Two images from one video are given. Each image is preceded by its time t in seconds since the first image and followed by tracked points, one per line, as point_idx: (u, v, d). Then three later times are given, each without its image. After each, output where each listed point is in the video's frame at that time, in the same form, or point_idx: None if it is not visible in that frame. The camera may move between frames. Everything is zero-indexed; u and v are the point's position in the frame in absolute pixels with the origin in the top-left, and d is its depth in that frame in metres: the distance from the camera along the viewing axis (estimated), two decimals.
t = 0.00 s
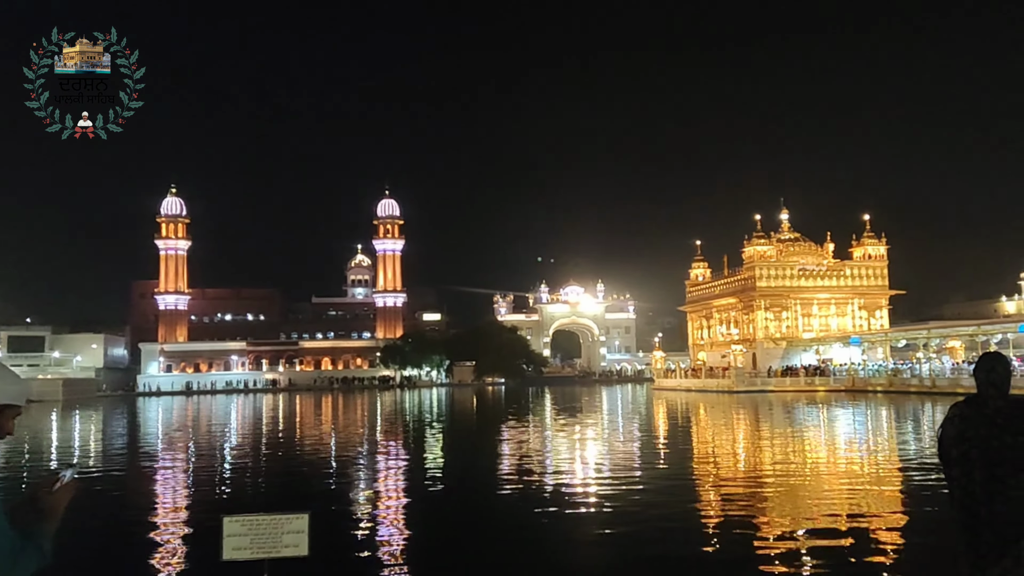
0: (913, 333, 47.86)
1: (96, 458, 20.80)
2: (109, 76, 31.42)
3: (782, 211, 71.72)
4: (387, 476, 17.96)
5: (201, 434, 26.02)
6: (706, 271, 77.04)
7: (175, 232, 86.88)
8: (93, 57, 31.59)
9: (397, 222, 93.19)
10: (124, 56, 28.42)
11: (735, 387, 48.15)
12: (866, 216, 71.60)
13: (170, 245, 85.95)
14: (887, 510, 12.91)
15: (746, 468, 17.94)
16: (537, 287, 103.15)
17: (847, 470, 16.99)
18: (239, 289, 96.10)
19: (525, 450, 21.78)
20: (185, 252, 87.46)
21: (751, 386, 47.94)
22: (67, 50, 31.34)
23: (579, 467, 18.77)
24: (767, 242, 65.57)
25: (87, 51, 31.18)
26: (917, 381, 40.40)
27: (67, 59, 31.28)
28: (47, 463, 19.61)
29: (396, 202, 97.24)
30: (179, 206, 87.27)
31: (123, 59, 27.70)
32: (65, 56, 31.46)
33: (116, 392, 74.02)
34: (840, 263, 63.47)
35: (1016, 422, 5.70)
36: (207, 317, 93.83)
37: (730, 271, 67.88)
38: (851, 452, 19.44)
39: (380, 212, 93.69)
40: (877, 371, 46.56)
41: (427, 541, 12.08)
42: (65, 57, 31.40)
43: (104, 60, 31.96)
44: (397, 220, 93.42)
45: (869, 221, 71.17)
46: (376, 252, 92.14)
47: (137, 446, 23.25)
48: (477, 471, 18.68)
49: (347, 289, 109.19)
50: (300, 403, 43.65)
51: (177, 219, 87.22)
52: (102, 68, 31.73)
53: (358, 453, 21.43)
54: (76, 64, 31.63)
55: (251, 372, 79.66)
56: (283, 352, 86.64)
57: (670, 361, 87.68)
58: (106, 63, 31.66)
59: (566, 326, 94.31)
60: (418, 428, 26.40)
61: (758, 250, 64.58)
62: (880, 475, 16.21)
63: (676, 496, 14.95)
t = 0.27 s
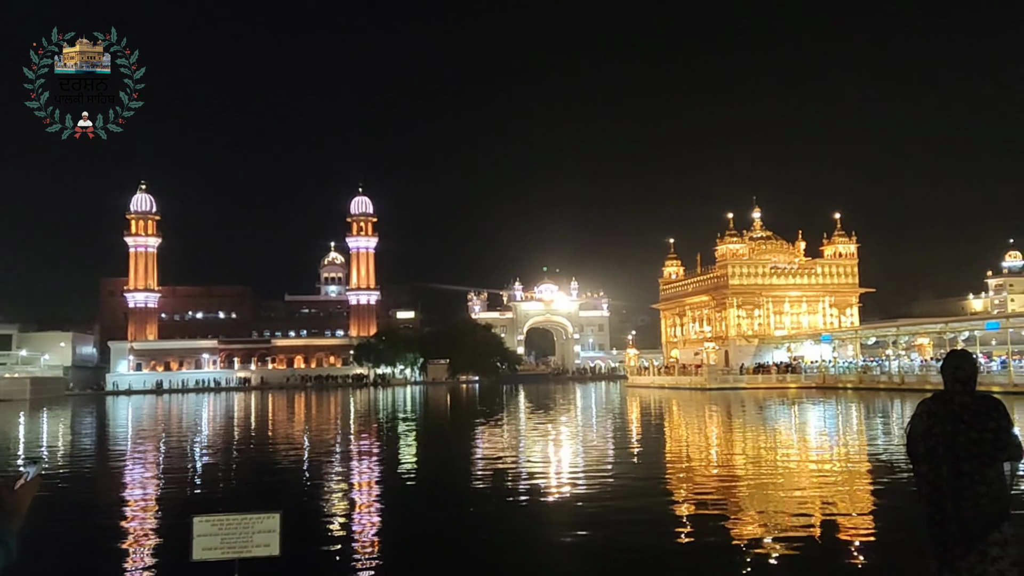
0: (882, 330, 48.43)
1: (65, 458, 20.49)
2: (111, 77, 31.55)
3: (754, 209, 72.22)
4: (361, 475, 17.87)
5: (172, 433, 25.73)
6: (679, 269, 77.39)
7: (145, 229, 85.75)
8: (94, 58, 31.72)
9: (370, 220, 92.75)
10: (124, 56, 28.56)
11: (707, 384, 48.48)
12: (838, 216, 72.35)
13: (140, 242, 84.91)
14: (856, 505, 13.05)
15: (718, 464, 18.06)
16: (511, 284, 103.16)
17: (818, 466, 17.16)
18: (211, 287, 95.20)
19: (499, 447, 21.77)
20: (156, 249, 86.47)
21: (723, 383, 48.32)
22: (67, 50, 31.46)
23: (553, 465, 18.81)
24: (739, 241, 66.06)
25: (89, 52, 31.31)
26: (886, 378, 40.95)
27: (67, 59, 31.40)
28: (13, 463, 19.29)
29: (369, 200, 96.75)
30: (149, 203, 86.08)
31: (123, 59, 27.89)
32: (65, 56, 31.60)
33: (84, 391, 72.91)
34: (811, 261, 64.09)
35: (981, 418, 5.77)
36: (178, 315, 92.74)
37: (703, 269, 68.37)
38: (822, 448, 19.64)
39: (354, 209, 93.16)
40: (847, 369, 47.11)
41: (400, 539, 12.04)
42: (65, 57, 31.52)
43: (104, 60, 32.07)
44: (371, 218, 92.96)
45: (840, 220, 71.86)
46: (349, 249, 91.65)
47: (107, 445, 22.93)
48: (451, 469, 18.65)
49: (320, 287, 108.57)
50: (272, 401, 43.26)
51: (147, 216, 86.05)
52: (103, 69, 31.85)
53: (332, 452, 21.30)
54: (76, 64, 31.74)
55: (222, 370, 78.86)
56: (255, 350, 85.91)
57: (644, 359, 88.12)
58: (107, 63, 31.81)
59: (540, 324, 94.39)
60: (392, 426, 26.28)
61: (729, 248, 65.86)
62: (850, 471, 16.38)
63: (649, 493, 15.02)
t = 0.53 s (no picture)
0: (855, 328, 48.92)
1: (34, 459, 20.21)
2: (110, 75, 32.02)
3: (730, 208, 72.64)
4: (337, 474, 17.77)
5: (146, 433, 25.46)
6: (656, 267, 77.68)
7: (117, 226, 84.47)
8: (94, 57, 32.24)
9: (347, 218, 92.16)
10: (126, 53, 28.90)
11: (683, 381, 48.76)
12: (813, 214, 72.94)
13: (112, 240, 83.82)
14: (830, 502, 13.15)
15: (694, 461, 18.17)
16: (488, 282, 103.12)
17: (793, 463, 17.31)
18: (185, 285, 94.28)
19: (476, 446, 21.74)
20: (129, 248, 85.43)
21: (700, 381, 48.57)
22: (67, 50, 31.83)
23: (530, 463, 18.80)
24: (715, 239, 66.58)
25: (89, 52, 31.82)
26: (859, 375, 41.43)
27: (66, 58, 31.92)
28: None
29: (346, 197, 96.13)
30: (122, 200, 84.85)
31: (122, 57, 28.21)
32: (65, 56, 32.09)
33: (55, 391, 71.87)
34: (786, 260, 64.63)
35: (952, 415, 5.83)
36: (151, 313, 91.77)
37: (679, 267, 68.65)
38: (797, 446, 19.79)
39: (330, 207, 92.52)
40: (821, 367, 47.57)
41: (377, 539, 11.98)
42: (65, 56, 32.00)
43: (104, 59, 32.39)
44: (347, 216, 92.36)
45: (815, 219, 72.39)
46: (326, 247, 91.08)
47: (78, 446, 22.63)
48: (429, 468, 18.58)
49: (296, 285, 107.89)
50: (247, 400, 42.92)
51: (120, 214, 84.80)
52: (102, 68, 32.36)
53: (307, 452, 21.17)
54: (76, 64, 32.21)
55: (196, 369, 78.13)
56: (230, 349, 85.46)
57: (621, 357, 88.43)
58: (105, 62, 32.31)
59: (517, 322, 94.44)
60: (369, 425, 26.14)
61: (706, 246, 66.04)
62: (825, 468, 16.52)
63: (626, 491, 15.05)
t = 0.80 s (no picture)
0: (832, 327, 49.32)
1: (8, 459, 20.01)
2: (108, 75, 32.44)
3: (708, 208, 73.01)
4: (315, 475, 17.68)
5: (122, 434, 25.27)
6: (635, 267, 77.91)
7: (92, 225, 83.56)
8: (94, 57, 32.73)
9: (325, 217, 91.66)
10: (132, 58, 29.59)
11: (662, 380, 48.94)
12: (790, 214, 73.41)
13: (87, 239, 82.88)
14: (807, 500, 13.27)
15: (673, 460, 18.26)
16: (468, 282, 103.02)
17: (771, 461, 17.44)
18: (161, 285, 93.38)
19: (455, 445, 21.70)
20: (104, 247, 84.52)
21: (678, 380, 48.82)
22: (71, 50, 32.36)
23: (510, 462, 18.84)
24: (694, 239, 66.75)
25: (88, 52, 32.31)
26: (836, 374, 41.80)
27: (68, 59, 32.45)
28: None
29: (324, 196, 95.59)
30: (97, 199, 83.96)
31: (128, 59, 29.14)
32: (64, 57, 32.60)
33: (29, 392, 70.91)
34: (764, 259, 65.06)
35: (925, 414, 5.89)
36: (127, 313, 90.83)
37: (658, 266, 68.89)
38: (774, 444, 19.93)
39: (308, 206, 92.01)
40: (798, 365, 47.93)
41: (355, 540, 11.92)
42: (65, 57, 32.54)
43: (105, 60, 32.77)
44: (326, 215, 91.88)
45: (792, 218, 72.77)
46: (304, 247, 90.57)
47: (53, 446, 22.43)
48: (408, 468, 18.53)
49: (274, 285, 107.28)
50: (224, 401, 42.60)
51: (95, 212, 83.85)
52: (102, 68, 32.86)
53: (286, 452, 21.10)
54: (77, 65, 32.66)
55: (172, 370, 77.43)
56: (207, 349, 84.85)
57: (600, 356, 88.64)
58: (105, 63, 32.76)
59: (496, 322, 94.41)
60: (347, 425, 26.06)
61: (684, 246, 66.44)
62: (802, 466, 16.63)
63: (605, 490, 15.08)
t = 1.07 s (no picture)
0: (811, 327, 49.65)
1: None
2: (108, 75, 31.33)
3: (689, 208, 73.30)
4: (295, 476, 17.59)
5: (98, 435, 25.12)
6: (615, 267, 78.11)
7: (69, 225, 82.71)
8: (94, 57, 31.55)
9: (305, 217, 91.22)
10: (131, 56, 28.52)
11: (643, 380, 49.14)
12: (768, 214, 73.89)
13: (63, 239, 82.04)
14: (785, 499, 13.39)
15: (653, 459, 18.38)
16: (449, 282, 102.86)
17: (750, 461, 17.59)
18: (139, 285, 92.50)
19: (435, 446, 21.69)
20: (81, 247, 83.72)
21: (659, 379, 49.04)
22: (68, 50, 31.28)
23: (490, 462, 18.88)
24: (674, 239, 66.91)
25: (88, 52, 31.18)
26: (814, 373, 42.15)
27: (67, 59, 31.38)
28: None
29: (304, 196, 95.08)
30: (74, 198, 83.11)
31: (127, 58, 28.13)
32: (65, 56, 31.57)
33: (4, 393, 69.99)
34: (744, 260, 65.43)
35: (899, 413, 5.94)
36: (104, 314, 89.98)
37: (639, 267, 69.08)
38: (753, 444, 20.06)
39: (288, 206, 91.52)
40: (777, 365, 48.26)
41: (335, 541, 11.87)
42: (65, 57, 31.51)
43: (105, 59, 31.71)
44: (305, 215, 91.42)
45: (771, 219, 73.21)
46: (283, 247, 90.07)
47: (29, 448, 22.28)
48: (389, 469, 18.49)
49: (253, 285, 106.72)
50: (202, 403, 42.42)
51: (71, 212, 82.99)
52: (102, 68, 31.71)
53: (265, 452, 21.05)
54: (76, 64, 31.64)
55: (150, 371, 76.80)
56: (185, 350, 84.30)
57: (581, 356, 88.85)
58: (105, 62, 31.64)
59: (477, 322, 94.37)
60: (327, 426, 26.03)
61: (664, 246, 66.63)
62: (782, 465, 16.75)
63: (586, 490, 15.10)
